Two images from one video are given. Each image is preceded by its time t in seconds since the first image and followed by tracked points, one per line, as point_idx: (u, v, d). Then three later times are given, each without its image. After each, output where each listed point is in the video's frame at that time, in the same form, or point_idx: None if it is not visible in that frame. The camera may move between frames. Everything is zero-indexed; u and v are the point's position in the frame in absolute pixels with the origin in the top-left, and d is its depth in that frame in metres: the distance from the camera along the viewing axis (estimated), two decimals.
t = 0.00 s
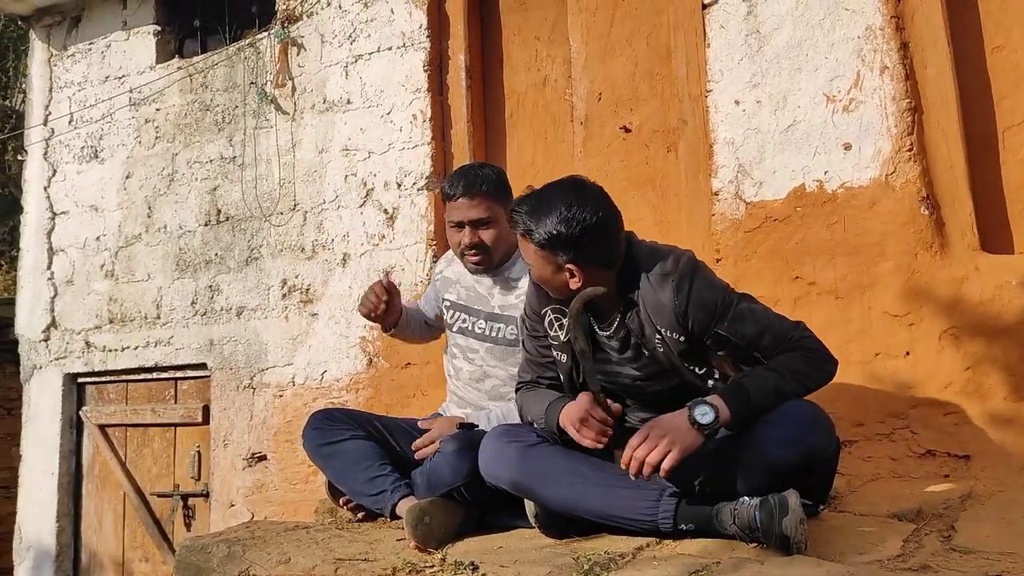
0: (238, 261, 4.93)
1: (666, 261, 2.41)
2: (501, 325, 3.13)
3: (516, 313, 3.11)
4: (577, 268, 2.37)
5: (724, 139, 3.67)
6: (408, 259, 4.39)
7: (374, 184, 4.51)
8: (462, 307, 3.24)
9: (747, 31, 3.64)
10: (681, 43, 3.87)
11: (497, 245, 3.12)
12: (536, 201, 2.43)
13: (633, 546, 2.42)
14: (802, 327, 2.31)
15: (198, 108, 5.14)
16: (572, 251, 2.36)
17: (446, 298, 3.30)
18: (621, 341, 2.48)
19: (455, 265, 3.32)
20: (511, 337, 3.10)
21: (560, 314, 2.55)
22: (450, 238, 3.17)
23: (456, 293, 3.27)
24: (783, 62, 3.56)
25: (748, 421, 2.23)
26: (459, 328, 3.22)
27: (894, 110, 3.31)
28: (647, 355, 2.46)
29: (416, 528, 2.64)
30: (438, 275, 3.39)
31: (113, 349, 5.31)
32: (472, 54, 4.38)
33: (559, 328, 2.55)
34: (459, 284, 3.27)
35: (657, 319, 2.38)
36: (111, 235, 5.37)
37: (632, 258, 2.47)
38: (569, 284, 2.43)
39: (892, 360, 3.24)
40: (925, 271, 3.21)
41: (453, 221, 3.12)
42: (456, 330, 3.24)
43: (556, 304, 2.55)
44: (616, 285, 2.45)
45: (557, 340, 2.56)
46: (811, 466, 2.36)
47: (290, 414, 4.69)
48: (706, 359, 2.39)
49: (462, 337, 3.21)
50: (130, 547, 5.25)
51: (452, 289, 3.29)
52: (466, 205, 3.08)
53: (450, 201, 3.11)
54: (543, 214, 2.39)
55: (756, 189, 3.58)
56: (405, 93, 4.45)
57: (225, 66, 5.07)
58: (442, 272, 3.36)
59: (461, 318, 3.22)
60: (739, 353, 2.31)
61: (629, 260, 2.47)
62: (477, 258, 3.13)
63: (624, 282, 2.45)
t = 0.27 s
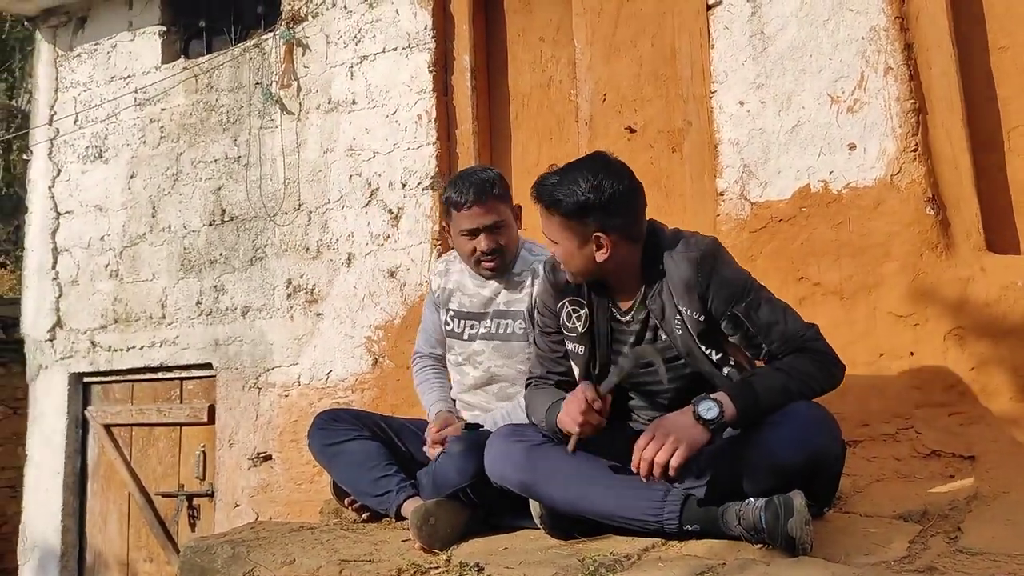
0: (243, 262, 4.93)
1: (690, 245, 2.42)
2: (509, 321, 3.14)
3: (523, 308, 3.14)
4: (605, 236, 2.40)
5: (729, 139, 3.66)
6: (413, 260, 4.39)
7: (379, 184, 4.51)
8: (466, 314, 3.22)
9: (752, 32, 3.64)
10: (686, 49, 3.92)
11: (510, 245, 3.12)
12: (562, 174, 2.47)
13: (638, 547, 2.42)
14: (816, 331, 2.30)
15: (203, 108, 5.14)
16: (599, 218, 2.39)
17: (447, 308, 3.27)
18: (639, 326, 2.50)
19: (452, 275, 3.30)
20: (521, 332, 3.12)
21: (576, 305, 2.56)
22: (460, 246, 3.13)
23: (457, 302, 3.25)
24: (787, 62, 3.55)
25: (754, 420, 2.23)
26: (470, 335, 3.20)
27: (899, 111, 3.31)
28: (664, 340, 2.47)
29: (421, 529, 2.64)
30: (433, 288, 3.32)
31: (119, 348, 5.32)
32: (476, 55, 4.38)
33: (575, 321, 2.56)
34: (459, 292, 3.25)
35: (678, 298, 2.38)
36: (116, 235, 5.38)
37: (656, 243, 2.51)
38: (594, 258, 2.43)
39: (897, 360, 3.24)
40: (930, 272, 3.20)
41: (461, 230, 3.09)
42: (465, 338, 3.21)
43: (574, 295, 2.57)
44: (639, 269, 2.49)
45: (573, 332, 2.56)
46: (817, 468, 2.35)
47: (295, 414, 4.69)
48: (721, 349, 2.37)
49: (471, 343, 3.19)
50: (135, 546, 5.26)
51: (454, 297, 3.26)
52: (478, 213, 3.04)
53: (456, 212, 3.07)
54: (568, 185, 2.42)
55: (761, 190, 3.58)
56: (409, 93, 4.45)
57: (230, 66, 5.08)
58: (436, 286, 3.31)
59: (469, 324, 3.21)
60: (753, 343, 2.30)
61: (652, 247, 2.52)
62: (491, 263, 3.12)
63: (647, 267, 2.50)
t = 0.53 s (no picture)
0: (246, 258, 4.94)
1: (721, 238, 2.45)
2: (507, 321, 3.15)
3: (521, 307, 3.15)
4: (659, 216, 2.39)
5: (732, 138, 3.66)
6: (415, 257, 4.39)
7: (382, 182, 4.52)
8: (462, 315, 3.22)
9: (757, 31, 3.64)
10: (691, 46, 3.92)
11: (505, 245, 3.13)
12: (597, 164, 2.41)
13: (640, 543, 2.42)
14: (830, 332, 2.33)
15: (206, 104, 5.15)
16: (648, 200, 2.39)
17: (442, 309, 3.27)
18: (661, 314, 2.51)
19: (445, 276, 3.29)
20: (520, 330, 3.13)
21: (592, 290, 2.56)
22: (455, 249, 3.12)
23: (453, 302, 3.24)
24: (792, 61, 3.56)
25: (760, 415, 2.25)
26: (467, 337, 3.20)
27: (903, 110, 3.31)
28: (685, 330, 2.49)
29: (423, 525, 2.64)
30: (425, 290, 3.31)
31: (121, 344, 5.32)
32: (481, 52, 4.38)
33: (588, 306, 2.57)
34: (454, 293, 3.25)
35: (705, 285, 2.41)
36: (119, 232, 5.38)
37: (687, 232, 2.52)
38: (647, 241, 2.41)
39: (900, 360, 3.24)
40: (934, 271, 3.20)
41: (455, 233, 3.09)
42: (462, 339, 3.21)
43: (592, 279, 2.57)
44: (670, 257, 2.49)
45: (584, 318, 2.57)
46: (822, 470, 2.34)
47: (297, 410, 4.70)
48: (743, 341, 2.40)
49: (470, 344, 3.19)
50: (136, 542, 5.27)
51: (449, 298, 3.26)
52: (471, 214, 3.05)
53: (448, 215, 3.08)
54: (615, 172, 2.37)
55: (764, 188, 3.58)
56: (413, 91, 4.45)
57: (233, 63, 5.08)
58: (428, 287, 3.30)
59: (466, 326, 3.21)
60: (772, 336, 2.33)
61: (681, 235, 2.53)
62: (488, 264, 3.11)
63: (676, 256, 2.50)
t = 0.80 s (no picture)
0: (243, 252, 4.94)
1: (738, 237, 2.50)
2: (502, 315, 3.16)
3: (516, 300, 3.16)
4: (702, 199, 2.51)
5: (730, 135, 3.67)
6: (413, 251, 4.40)
7: (380, 176, 4.52)
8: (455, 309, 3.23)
9: (755, 28, 3.65)
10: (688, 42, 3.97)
11: (498, 236, 3.14)
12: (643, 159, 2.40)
13: (635, 538, 2.42)
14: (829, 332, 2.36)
15: (204, 98, 5.15)
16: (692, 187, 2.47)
17: (435, 304, 3.28)
18: (674, 305, 2.56)
19: (437, 272, 3.30)
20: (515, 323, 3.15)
21: (596, 268, 2.64)
22: (449, 237, 3.15)
23: (446, 297, 3.25)
24: (790, 59, 3.57)
25: (751, 406, 2.28)
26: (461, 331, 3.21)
27: (900, 108, 3.32)
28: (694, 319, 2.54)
29: (419, 518, 2.66)
30: (416, 285, 3.31)
31: (117, 337, 5.32)
32: (479, 48, 4.38)
33: (591, 283, 2.63)
34: (447, 288, 3.26)
35: (721, 279, 2.46)
36: (116, 224, 5.38)
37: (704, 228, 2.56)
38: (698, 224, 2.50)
39: (895, 357, 3.25)
40: (929, 269, 3.22)
41: (449, 222, 3.12)
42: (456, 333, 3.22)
43: (602, 258, 2.64)
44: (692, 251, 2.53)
45: (586, 292, 2.64)
46: (816, 465, 2.34)
47: (293, 404, 4.70)
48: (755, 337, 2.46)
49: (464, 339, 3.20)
50: (132, 535, 5.27)
51: (441, 293, 3.26)
52: (465, 202, 3.08)
53: (444, 203, 3.12)
54: (675, 166, 2.40)
55: (762, 185, 3.59)
56: (411, 85, 4.46)
57: (232, 56, 5.08)
58: (420, 282, 3.31)
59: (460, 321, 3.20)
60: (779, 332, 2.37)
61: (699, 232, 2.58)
62: (480, 255, 3.13)
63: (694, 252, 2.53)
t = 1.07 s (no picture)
0: (235, 245, 4.96)
1: (738, 233, 2.53)
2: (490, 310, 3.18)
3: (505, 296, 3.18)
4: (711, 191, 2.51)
5: (719, 133, 3.71)
6: (404, 246, 4.43)
7: (372, 171, 4.55)
8: (442, 305, 3.25)
9: (745, 28, 3.68)
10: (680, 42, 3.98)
11: (483, 236, 3.16)
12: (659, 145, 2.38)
13: (618, 527, 2.47)
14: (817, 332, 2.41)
15: (197, 91, 5.16)
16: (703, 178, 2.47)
17: (423, 299, 3.30)
18: (676, 301, 2.57)
19: (424, 268, 3.32)
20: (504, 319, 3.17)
21: (604, 266, 2.63)
22: (435, 237, 3.18)
23: (433, 293, 3.27)
24: (778, 58, 3.60)
25: (735, 399, 2.32)
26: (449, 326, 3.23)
27: (887, 108, 3.36)
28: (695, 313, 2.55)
29: (406, 508, 2.71)
30: (403, 281, 3.33)
31: (108, 329, 5.34)
32: (472, 44, 4.41)
33: (598, 280, 2.62)
34: (434, 283, 3.28)
35: (721, 273, 2.48)
36: (108, 216, 5.40)
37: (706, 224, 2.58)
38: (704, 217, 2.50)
39: (878, 354, 3.29)
40: (913, 267, 3.26)
41: (435, 222, 3.14)
42: (444, 328, 3.24)
43: (609, 255, 2.63)
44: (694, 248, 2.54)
45: (593, 289, 2.63)
46: (798, 458, 2.38)
47: (283, 396, 4.73)
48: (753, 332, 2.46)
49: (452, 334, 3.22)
50: (121, 526, 5.29)
51: (428, 289, 3.29)
52: (450, 203, 3.09)
53: (429, 203, 3.13)
54: (689, 154, 2.39)
55: (749, 183, 3.63)
56: (404, 80, 4.48)
57: (225, 50, 5.10)
58: (407, 278, 3.33)
59: (447, 315, 3.23)
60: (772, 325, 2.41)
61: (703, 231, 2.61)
62: (466, 255, 3.16)
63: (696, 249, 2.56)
